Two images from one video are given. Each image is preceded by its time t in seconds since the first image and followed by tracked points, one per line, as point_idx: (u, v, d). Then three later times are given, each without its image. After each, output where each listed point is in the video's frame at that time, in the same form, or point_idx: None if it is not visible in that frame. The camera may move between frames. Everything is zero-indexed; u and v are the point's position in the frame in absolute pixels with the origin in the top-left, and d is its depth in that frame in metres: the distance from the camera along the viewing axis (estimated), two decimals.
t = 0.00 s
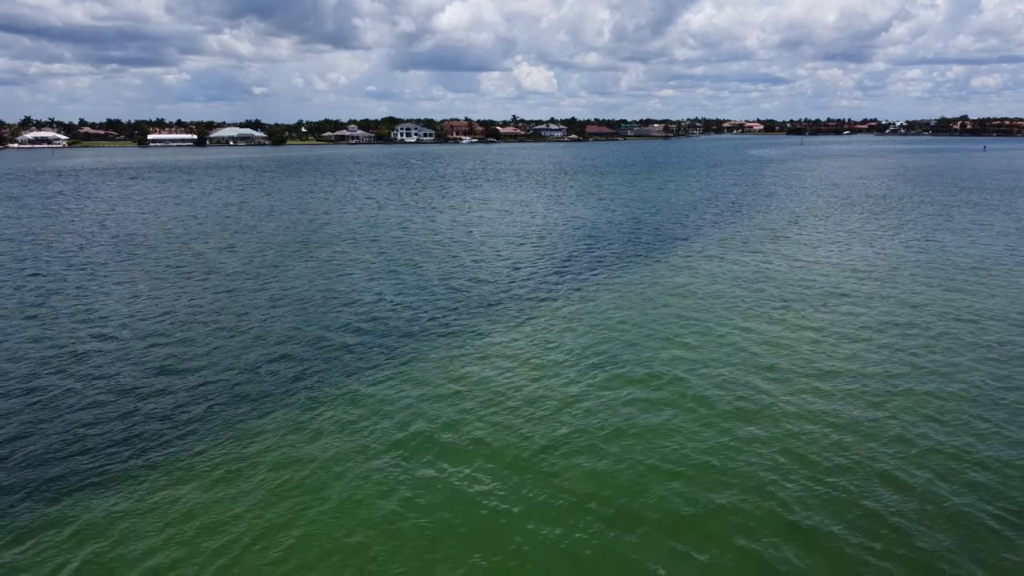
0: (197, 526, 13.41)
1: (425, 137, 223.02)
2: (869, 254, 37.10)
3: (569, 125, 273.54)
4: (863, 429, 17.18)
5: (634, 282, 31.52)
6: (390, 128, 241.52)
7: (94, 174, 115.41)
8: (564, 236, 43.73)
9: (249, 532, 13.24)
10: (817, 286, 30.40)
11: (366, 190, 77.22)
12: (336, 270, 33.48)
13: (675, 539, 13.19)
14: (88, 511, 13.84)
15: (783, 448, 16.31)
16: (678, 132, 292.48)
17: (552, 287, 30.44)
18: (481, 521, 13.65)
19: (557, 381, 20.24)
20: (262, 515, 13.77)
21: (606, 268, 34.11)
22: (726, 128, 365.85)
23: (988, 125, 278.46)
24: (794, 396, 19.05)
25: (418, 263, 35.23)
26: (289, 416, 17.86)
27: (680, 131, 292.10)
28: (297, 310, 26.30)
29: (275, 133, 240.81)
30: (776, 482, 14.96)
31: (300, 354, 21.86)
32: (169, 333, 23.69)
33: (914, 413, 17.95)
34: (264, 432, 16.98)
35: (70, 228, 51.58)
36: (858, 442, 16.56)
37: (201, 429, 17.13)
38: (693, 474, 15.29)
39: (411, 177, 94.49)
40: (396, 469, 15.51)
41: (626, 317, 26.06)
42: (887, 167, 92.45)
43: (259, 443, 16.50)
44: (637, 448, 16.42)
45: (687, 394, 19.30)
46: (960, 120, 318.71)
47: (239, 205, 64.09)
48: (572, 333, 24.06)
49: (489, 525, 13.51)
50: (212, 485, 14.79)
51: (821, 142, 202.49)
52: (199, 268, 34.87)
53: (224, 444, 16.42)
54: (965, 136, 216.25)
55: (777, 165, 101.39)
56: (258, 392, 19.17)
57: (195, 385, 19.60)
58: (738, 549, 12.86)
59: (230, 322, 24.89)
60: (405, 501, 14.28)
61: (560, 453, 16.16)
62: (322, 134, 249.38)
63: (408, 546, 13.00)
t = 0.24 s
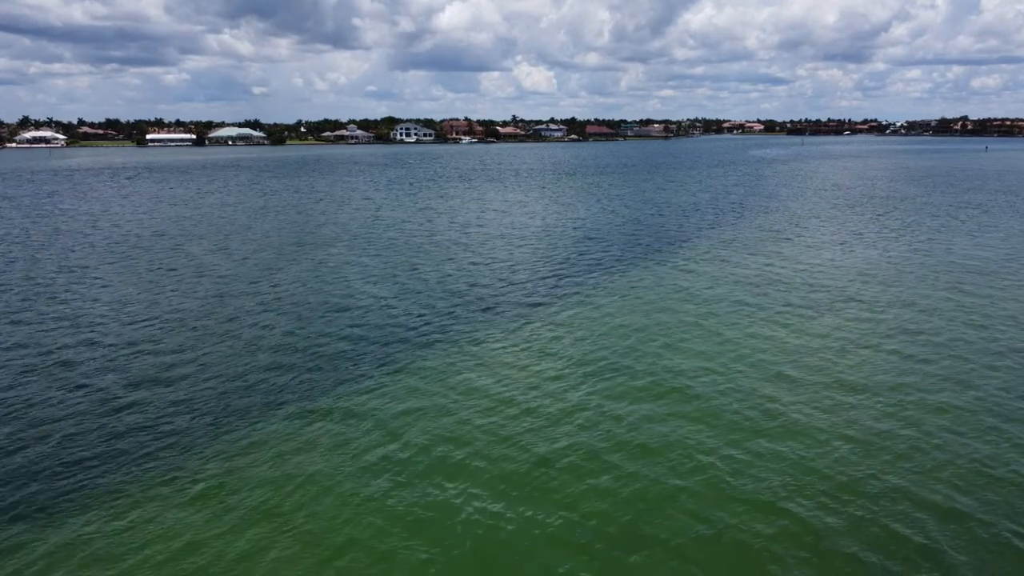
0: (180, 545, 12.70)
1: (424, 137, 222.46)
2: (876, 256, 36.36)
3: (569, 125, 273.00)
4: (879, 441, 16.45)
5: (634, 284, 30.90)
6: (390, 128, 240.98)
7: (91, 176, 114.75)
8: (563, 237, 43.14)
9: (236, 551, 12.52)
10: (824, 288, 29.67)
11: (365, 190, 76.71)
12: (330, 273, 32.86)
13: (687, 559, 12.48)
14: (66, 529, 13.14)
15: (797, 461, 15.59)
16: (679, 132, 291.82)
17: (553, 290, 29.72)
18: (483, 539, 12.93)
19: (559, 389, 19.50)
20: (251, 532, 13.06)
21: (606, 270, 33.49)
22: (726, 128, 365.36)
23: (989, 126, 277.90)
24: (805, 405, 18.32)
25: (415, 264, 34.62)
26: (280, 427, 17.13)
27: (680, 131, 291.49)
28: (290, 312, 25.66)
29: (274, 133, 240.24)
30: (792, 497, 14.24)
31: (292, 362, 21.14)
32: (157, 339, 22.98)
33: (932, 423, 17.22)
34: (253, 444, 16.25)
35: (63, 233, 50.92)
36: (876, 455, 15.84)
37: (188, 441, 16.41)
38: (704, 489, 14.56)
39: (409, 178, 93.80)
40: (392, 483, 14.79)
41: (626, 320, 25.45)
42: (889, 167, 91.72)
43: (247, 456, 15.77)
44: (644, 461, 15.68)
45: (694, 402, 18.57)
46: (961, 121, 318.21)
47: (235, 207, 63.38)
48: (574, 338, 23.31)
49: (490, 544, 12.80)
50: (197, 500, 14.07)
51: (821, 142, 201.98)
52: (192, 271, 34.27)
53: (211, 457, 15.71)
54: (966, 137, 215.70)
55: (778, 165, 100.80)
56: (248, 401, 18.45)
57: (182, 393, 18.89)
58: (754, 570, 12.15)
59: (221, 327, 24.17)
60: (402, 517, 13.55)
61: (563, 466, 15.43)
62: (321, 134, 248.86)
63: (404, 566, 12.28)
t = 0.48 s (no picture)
0: (193, 540, 10.03)
1: (423, 137, 221.73)
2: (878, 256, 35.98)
3: (568, 126, 272.63)
4: (894, 437, 15.86)
5: (636, 285, 30.44)
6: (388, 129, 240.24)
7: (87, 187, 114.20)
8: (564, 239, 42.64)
9: (270, 549, 10.01)
10: (826, 289, 29.27)
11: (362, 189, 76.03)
12: (327, 275, 32.22)
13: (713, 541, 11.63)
14: (46, 515, 10.14)
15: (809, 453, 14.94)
16: (679, 130, 291.22)
17: (551, 290, 29.26)
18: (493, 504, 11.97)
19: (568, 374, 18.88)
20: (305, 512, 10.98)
21: (609, 271, 33.03)
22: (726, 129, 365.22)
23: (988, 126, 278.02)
24: (821, 402, 17.77)
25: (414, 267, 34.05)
26: (285, 370, 16.14)
27: (679, 130, 291.10)
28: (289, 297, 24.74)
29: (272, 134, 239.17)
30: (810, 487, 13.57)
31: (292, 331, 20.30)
32: (138, 314, 22.14)
33: (952, 424, 16.74)
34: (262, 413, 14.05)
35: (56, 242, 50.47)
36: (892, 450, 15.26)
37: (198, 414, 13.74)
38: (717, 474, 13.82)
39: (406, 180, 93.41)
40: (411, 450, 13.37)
41: (630, 321, 24.94)
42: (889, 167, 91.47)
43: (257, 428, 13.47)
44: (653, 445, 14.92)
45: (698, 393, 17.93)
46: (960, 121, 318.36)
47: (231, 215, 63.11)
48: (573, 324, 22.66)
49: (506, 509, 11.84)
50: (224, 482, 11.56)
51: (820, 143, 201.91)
52: (185, 277, 33.42)
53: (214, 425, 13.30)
54: (967, 136, 215.22)
55: (776, 166, 100.64)
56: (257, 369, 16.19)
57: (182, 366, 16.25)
58: (787, 559, 11.35)
59: (208, 308, 23.42)
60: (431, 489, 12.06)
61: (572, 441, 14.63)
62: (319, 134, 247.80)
63: (427, 536, 10.81)
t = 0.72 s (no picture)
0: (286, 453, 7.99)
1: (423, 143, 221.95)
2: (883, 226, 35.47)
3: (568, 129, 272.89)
4: (928, 336, 14.76)
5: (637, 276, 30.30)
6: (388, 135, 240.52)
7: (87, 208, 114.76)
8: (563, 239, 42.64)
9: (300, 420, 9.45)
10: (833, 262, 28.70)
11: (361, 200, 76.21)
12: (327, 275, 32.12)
13: (759, 397, 10.31)
14: (37, 518, 6.53)
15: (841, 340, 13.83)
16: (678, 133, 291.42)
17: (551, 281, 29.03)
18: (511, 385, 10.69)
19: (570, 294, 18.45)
20: (356, 544, 6.00)
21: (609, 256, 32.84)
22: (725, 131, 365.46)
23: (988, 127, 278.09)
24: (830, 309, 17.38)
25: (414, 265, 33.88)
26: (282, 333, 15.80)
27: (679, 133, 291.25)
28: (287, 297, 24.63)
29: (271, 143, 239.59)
30: (845, 359, 12.46)
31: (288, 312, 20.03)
32: (136, 313, 22.02)
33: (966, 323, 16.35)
34: (306, 383, 11.21)
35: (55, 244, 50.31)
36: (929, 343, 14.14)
37: (238, 394, 11.04)
38: (749, 352, 12.65)
39: (402, 216, 94.58)
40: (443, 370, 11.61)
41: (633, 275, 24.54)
42: (886, 170, 92.36)
43: (299, 395, 10.60)
44: (674, 336, 13.82)
45: (714, 303, 16.92)
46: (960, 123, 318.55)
47: (229, 232, 63.35)
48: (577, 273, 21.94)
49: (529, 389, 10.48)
50: (255, 488, 7.09)
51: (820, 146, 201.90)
52: (184, 275, 33.18)
53: (251, 402, 10.36)
54: (966, 140, 216.00)
55: (776, 168, 100.78)
56: (301, 349, 13.41)
57: (213, 347, 13.89)
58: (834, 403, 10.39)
59: (207, 307, 23.26)
60: (485, 405, 9.63)
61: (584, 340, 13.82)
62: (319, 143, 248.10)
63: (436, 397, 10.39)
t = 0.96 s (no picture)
0: (287, 455, 7.91)
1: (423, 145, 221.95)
2: (886, 220, 35.22)
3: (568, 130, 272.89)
4: (934, 338, 14.61)
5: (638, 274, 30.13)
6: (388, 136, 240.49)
7: (85, 210, 114.24)
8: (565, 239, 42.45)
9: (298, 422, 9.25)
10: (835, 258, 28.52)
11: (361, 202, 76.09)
12: (327, 275, 32.04)
13: (765, 392, 10.13)
14: (28, 524, 6.40)
15: (845, 340, 13.70)
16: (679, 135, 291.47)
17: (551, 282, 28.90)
18: (511, 386, 10.53)
19: (569, 297, 18.33)
20: (352, 552, 5.84)
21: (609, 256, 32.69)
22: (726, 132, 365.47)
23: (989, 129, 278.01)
24: (831, 308, 17.27)
25: (413, 265, 33.77)
26: (279, 329, 15.68)
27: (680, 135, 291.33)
28: (286, 297, 24.51)
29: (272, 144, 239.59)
30: (851, 358, 12.30)
31: (286, 311, 19.90)
32: (135, 313, 21.93)
33: (966, 324, 16.26)
34: (304, 385, 11.09)
35: (54, 244, 50.18)
36: (935, 346, 13.98)
37: (232, 396, 10.87)
38: (752, 351, 12.50)
39: (403, 219, 94.59)
40: (443, 372, 11.46)
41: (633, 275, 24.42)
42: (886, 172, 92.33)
43: (296, 396, 10.49)
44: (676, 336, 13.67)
45: (717, 304, 16.80)
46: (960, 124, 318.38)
47: (228, 232, 63.22)
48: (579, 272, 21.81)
49: (529, 389, 10.30)
50: (250, 494, 6.95)
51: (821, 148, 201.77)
52: (184, 276, 33.05)
53: (247, 404, 10.26)
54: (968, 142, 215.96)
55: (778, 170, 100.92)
56: (300, 350, 13.29)
57: (210, 348, 13.73)
58: (835, 395, 10.21)
59: (206, 307, 23.18)
60: (486, 410, 9.44)
61: (582, 339, 13.68)
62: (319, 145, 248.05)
63: (432, 392, 10.27)
